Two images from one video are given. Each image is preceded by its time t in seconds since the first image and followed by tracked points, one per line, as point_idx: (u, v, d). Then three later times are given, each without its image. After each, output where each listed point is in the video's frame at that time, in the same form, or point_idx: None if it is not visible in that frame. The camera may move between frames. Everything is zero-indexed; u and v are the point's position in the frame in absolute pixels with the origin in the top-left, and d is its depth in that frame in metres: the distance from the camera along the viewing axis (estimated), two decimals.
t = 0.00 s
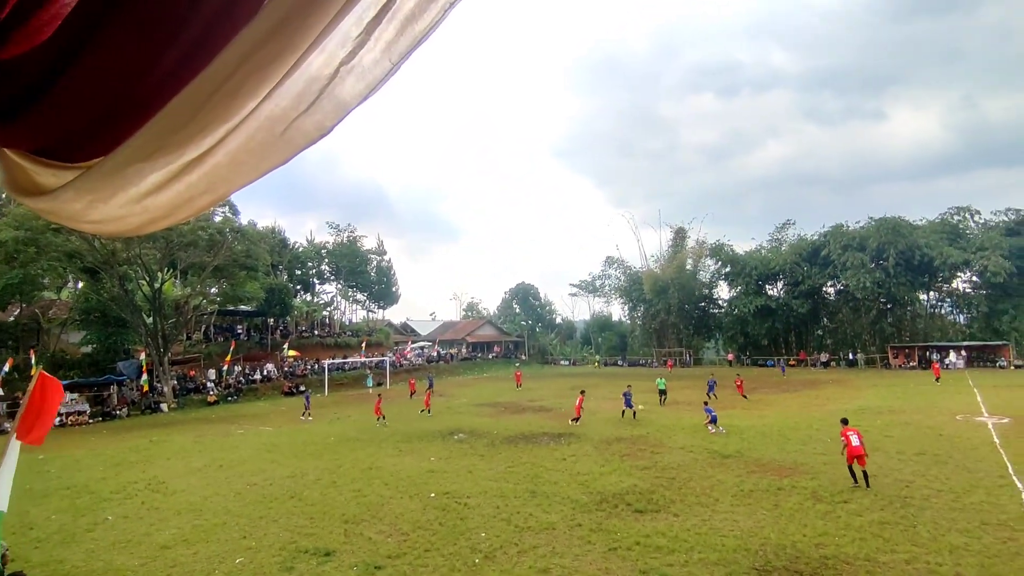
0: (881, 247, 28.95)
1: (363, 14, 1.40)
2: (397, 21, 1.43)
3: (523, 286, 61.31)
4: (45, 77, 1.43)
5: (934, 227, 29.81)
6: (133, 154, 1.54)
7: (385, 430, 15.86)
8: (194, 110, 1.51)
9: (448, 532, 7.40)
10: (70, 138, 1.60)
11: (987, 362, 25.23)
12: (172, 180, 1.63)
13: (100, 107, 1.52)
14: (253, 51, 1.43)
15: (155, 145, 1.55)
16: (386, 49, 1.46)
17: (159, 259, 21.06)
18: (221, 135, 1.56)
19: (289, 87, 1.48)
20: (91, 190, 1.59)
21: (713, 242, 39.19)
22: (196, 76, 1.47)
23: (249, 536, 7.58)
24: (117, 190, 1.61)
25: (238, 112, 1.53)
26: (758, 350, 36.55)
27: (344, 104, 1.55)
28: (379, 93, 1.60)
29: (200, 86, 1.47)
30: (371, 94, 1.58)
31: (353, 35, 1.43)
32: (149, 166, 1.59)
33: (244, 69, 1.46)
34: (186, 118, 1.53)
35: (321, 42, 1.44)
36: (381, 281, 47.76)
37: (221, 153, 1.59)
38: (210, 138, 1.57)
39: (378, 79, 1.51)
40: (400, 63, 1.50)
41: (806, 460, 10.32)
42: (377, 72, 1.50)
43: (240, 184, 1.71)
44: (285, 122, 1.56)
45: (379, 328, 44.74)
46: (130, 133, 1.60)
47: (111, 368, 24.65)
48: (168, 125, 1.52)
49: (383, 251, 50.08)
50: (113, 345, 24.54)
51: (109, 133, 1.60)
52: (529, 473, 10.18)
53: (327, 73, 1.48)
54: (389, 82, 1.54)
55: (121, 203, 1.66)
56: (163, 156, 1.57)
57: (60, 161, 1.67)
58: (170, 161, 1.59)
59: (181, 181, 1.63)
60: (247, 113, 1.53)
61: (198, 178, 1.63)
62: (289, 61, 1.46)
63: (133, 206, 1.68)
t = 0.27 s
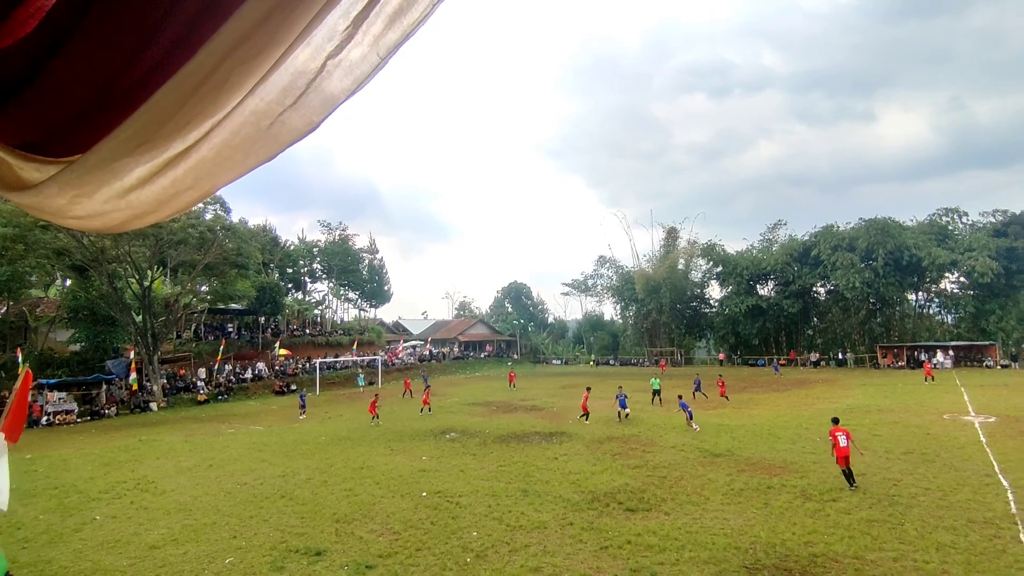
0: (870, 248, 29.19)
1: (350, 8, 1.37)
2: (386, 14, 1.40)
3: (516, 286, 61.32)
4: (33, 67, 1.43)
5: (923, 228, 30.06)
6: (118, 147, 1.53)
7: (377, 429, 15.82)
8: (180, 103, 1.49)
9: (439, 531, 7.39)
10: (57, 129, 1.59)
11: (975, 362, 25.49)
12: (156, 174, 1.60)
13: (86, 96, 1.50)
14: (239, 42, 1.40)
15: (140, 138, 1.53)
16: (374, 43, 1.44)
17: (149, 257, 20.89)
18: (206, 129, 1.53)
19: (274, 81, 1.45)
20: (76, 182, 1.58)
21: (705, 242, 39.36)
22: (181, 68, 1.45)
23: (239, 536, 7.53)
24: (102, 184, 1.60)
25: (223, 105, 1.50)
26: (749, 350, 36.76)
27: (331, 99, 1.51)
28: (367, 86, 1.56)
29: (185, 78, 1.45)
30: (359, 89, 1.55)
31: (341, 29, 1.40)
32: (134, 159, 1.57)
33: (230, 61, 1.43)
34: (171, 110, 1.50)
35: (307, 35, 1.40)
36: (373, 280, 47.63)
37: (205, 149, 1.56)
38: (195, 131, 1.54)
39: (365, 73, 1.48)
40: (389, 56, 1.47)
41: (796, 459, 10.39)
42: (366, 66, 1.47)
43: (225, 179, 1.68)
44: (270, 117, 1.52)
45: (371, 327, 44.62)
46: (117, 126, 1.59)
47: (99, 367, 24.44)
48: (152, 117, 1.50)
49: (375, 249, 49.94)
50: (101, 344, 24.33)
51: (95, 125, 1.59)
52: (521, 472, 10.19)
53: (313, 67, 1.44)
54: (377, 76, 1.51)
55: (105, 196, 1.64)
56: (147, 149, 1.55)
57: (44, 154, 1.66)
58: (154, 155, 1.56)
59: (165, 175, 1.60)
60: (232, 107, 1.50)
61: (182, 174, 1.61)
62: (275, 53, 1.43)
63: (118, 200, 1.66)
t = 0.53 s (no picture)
0: (865, 246, 29.27)
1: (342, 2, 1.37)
2: (377, 8, 1.41)
3: (513, 283, 61.33)
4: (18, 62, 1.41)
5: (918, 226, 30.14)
6: (107, 143, 1.53)
7: (374, 426, 15.82)
8: (169, 99, 1.49)
9: (435, 528, 7.40)
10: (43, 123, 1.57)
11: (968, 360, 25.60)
12: (147, 169, 1.61)
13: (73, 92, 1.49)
14: (229, 38, 1.40)
15: (129, 133, 1.53)
16: (366, 37, 1.45)
17: (144, 253, 20.81)
18: (197, 125, 1.54)
19: (266, 75, 1.45)
20: (64, 177, 1.57)
21: (701, 240, 39.43)
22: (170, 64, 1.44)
23: (235, 533, 7.52)
24: (91, 178, 1.60)
25: (214, 101, 1.50)
26: (745, 347, 36.88)
27: (323, 92, 1.52)
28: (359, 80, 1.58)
29: (174, 73, 1.44)
30: (351, 82, 1.56)
31: (332, 24, 1.41)
32: (124, 154, 1.57)
33: (220, 56, 1.43)
34: (160, 106, 1.50)
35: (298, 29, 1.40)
36: (369, 278, 47.57)
37: (195, 144, 1.56)
38: (185, 126, 1.55)
39: (357, 67, 1.50)
40: (380, 51, 1.48)
41: (791, 456, 10.43)
42: (357, 60, 1.49)
43: (216, 173, 1.69)
44: (262, 112, 1.53)
45: (368, 324, 44.60)
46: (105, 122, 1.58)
47: (94, 364, 24.35)
48: (142, 113, 1.50)
49: (371, 247, 49.87)
50: (96, 340, 24.23)
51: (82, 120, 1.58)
52: (516, 469, 10.21)
53: (305, 61, 1.45)
54: (369, 69, 1.52)
55: (94, 191, 1.64)
56: (136, 144, 1.55)
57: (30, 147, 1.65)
58: (145, 150, 1.57)
59: (156, 170, 1.61)
60: (224, 102, 1.51)
61: (172, 168, 1.61)
62: (266, 47, 1.43)
63: (107, 194, 1.66)
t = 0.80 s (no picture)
0: (870, 242, 29.20)
1: None
2: (380, 4, 1.40)
3: (517, 279, 61.30)
4: (22, 57, 1.41)
5: (924, 223, 30.02)
6: (114, 137, 1.54)
7: (378, 421, 15.90)
8: (174, 94, 1.49)
9: (439, 522, 7.43)
10: (47, 118, 1.58)
11: (974, 357, 25.52)
12: (153, 163, 1.62)
13: (77, 87, 1.49)
14: (233, 34, 1.40)
15: (135, 128, 1.54)
16: (369, 33, 1.46)
17: (150, 249, 20.91)
18: (203, 121, 1.55)
19: (271, 71, 1.47)
20: (72, 170, 1.59)
21: (705, 236, 39.34)
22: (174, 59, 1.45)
23: (240, 526, 7.57)
24: (98, 172, 1.61)
25: (220, 96, 1.51)
26: (749, 343, 36.85)
27: (327, 88, 1.53)
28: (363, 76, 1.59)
29: (179, 70, 1.45)
30: (355, 77, 1.57)
31: (336, 20, 1.41)
32: (131, 148, 1.58)
33: (225, 52, 1.44)
34: (165, 101, 1.51)
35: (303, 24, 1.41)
36: (374, 273, 47.68)
37: (202, 139, 1.58)
38: (191, 122, 1.56)
39: (361, 62, 1.51)
40: (383, 45, 1.48)
41: (794, 452, 10.43)
42: (361, 55, 1.49)
43: (222, 167, 1.70)
44: (267, 106, 1.54)
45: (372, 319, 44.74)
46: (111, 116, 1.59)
47: (101, 358, 24.53)
48: (148, 109, 1.51)
49: (376, 242, 49.94)
50: (102, 335, 24.40)
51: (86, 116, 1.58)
52: (519, 464, 10.24)
53: (309, 57, 1.46)
54: (373, 65, 1.52)
55: (101, 183, 1.65)
56: (142, 139, 1.57)
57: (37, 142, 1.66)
58: (151, 145, 1.58)
59: (162, 164, 1.63)
60: (230, 97, 1.51)
61: (179, 163, 1.63)
62: (272, 44, 1.44)
63: (115, 187, 1.68)
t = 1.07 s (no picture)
0: (890, 236, 28.73)
1: None
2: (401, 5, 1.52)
3: (531, 274, 61.28)
4: (47, 57, 1.42)
5: (947, 217, 29.44)
6: (144, 136, 1.55)
7: (393, 415, 16.01)
8: (205, 91, 1.52)
9: (454, 516, 7.48)
10: (74, 116, 1.59)
11: (998, 353, 25.03)
12: (183, 161, 1.64)
13: (104, 84, 1.50)
14: (263, 30, 1.44)
15: (166, 127, 1.56)
16: (390, 33, 1.56)
17: (169, 244, 21.22)
18: (233, 118, 1.58)
19: (298, 68, 1.54)
20: (102, 169, 1.59)
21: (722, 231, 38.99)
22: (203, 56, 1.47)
23: (258, 518, 7.69)
24: (127, 171, 1.62)
25: (250, 92, 1.55)
26: (766, 339, 36.46)
27: (351, 86, 1.62)
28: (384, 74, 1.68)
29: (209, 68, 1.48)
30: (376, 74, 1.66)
31: (360, 20, 1.52)
32: (160, 147, 1.59)
33: (255, 50, 1.48)
34: (195, 99, 1.53)
35: (329, 23, 1.50)
36: (389, 268, 47.92)
37: (232, 135, 1.61)
38: (220, 120, 1.58)
39: (384, 59, 1.60)
40: (405, 43, 1.59)
41: (812, 449, 10.32)
42: (383, 54, 1.59)
43: (249, 164, 1.73)
44: (296, 101, 1.60)
45: (388, 314, 44.99)
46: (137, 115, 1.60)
47: (122, 352, 24.97)
48: (178, 106, 1.53)
49: (390, 237, 50.15)
50: (123, 330, 24.83)
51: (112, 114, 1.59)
52: (534, 459, 10.27)
53: (334, 55, 1.55)
54: (393, 63, 1.63)
55: (130, 183, 1.65)
56: (171, 137, 1.58)
57: (65, 140, 1.67)
58: (182, 143, 1.60)
59: (192, 162, 1.64)
60: (260, 93, 1.56)
61: (208, 159, 1.65)
62: (302, 41, 1.51)
63: (143, 186, 1.68)
